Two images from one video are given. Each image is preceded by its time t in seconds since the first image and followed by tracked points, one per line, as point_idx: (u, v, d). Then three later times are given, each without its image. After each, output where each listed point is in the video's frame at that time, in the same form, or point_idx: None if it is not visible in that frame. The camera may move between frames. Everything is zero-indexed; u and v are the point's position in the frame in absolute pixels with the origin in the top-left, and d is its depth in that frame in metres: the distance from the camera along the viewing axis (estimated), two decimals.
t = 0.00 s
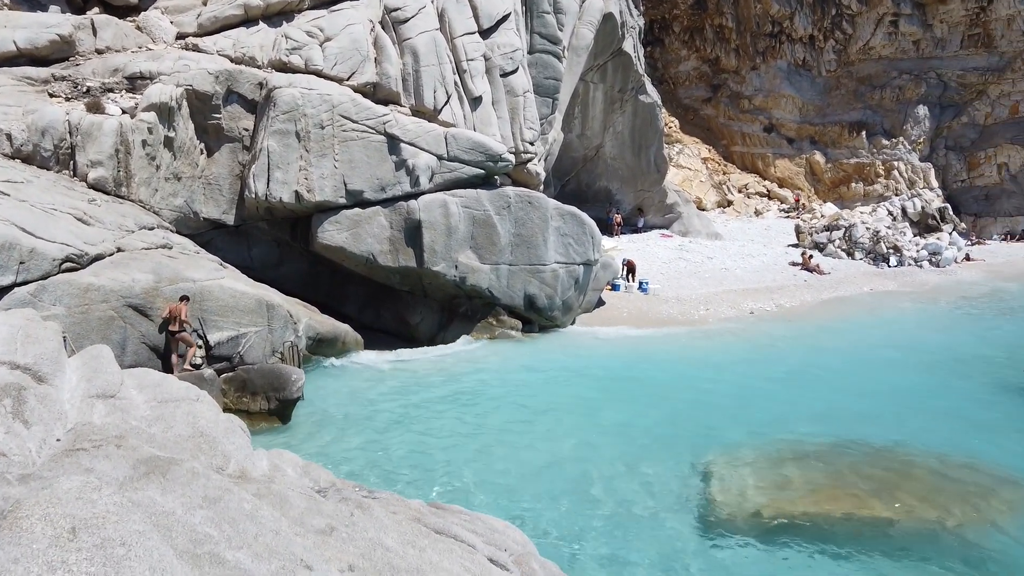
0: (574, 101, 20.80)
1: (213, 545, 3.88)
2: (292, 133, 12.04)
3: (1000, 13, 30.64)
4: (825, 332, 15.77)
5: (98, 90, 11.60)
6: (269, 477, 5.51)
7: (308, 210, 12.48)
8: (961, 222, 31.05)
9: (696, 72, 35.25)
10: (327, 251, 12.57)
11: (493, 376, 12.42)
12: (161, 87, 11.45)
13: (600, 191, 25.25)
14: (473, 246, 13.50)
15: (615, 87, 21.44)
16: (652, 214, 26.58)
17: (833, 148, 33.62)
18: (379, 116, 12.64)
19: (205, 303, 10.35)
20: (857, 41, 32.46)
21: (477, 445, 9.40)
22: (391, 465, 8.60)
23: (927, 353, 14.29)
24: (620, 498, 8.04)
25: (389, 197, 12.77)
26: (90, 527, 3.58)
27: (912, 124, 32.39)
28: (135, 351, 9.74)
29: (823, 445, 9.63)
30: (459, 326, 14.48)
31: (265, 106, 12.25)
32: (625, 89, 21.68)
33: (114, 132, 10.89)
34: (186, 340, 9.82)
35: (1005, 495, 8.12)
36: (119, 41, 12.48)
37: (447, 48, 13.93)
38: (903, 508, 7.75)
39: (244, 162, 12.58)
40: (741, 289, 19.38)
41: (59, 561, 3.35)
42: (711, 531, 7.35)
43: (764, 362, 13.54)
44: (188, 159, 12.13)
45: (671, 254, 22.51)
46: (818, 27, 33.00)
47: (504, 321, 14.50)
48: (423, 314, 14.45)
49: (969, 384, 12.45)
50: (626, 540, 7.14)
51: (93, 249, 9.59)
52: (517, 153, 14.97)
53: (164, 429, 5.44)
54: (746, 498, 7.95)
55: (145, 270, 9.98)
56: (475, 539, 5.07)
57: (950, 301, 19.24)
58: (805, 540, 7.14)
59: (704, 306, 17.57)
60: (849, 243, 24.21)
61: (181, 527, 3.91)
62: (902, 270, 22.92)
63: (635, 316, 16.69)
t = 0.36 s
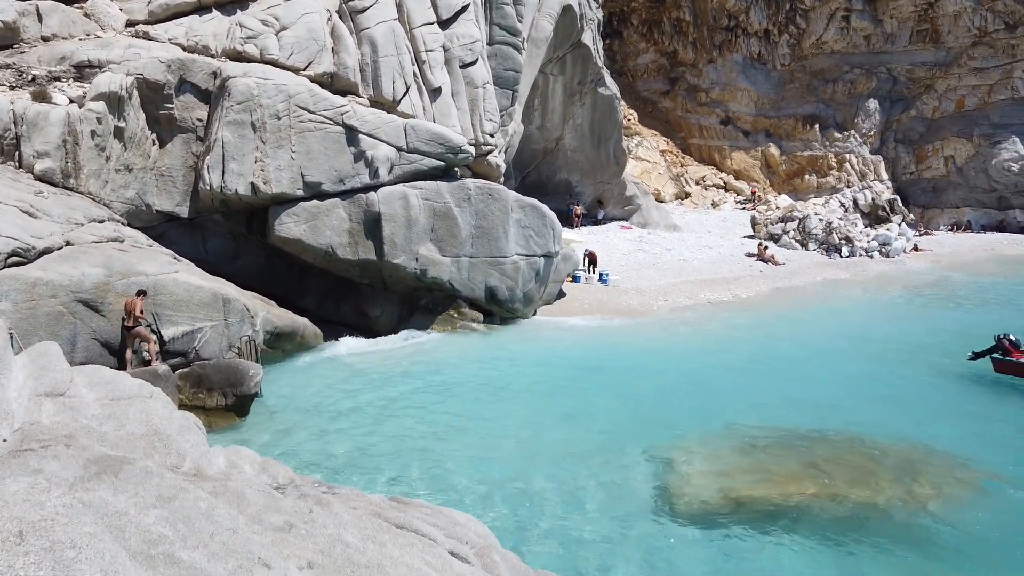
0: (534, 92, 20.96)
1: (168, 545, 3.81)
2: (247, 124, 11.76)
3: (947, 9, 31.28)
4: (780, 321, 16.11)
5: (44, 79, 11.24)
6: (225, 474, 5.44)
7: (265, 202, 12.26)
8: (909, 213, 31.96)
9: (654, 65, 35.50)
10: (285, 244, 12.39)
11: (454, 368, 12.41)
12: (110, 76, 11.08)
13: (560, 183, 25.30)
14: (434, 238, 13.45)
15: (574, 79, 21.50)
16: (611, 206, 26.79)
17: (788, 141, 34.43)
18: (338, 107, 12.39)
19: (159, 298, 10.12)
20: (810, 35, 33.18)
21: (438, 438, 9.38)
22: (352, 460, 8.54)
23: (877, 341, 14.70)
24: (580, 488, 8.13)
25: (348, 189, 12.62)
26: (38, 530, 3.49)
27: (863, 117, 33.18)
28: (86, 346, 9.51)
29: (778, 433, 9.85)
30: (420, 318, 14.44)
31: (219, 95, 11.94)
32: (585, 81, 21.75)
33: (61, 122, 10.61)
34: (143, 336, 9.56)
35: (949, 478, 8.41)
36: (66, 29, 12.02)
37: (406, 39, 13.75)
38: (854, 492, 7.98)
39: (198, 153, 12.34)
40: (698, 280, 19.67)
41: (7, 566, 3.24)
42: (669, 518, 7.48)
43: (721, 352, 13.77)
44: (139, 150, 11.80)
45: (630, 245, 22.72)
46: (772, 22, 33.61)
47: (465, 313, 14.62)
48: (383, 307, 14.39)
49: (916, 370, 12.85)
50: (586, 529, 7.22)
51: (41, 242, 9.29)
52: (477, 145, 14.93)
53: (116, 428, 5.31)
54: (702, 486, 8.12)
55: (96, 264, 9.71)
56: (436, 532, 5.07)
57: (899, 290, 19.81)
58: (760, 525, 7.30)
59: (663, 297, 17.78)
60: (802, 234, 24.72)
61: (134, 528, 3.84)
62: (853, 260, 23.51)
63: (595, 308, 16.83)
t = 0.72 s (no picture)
0: (492, 86, 20.94)
1: (121, 548, 3.74)
2: (200, 116, 11.46)
3: (894, 7, 31.84)
4: (734, 314, 16.43)
5: None
6: (180, 475, 5.35)
7: (218, 196, 12.03)
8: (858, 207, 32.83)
9: (611, 60, 35.76)
10: (239, 239, 12.19)
11: (413, 363, 12.37)
12: (55, 67, 10.80)
13: (519, 177, 25.32)
14: (392, 233, 13.37)
15: (532, 73, 21.54)
16: (570, 201, 26.80)
17: (742, 137, 34.96)
18: (292, 100, 12.17)
19: (109, 295, 9.84)
20: (762, 32, 33.68)
21: (398, 434, 9.34)
22: (311, 458, 8.46)
23: (829, 332, 15.08)
24: (540, 481, 8.21)
25: (304, 183, 12.45)
26: None
27: (814, 114, 33.91)
28: (32, 346, 9.25)
29: (734, 423, 10.06)
30: (379, 313, 14.36)
31: (170, 87, 11.62)
32: (543, 75, 21.80)
33: (4, 113, 10.12)
34: (98, 333, 9.31)
35: (896, 464, 8.70)
36: (6, 17, 11.50)
37: (363, 31, 13.54)
38: (806, 480, 8.20)
39: (148, 146, 12.03)
40: (656, 274, 19.91)
41: None
42: (628, 509, 7.58)
43: (679, 345, 13.96)
44: (86, 143, 11.50)
45: (589, 239, 22.89)
46: (726, 18, 34.05)
47: (424, 308, 14.61)
48: (341, 302, 14.31)
49: (864, 360, 13.23)
50: (547, 522, 7.29)
51: None
52: (435, 139, 14.88)
53: (65, 429, 5.17)
54: (659, 475, 8.29)
55: (41, 260, 9.41)
56: (396, 529, 5.05)
57: (849, 282, 20.34)
58: (717, 514, 7.45)
59: (621, 291, 17.96)
60: (756, 228, 25.19)
61: (85, 532, 3.76)
62: (805, 253, 24.05)
63: (554, 302, 16.93)
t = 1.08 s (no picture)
0: (449, 80, 20.85)
1: (71, 553, 3.67)
2: (149, 109, 11.20)
3: (842, 6, 32.51)
4: (690, 307, 16.71)
5: None
6: (133, 476, 5.26)
7: (169, 191, 11.76)
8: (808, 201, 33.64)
9: (567, 56, 35.86)
10: (191, 234, 11.97)
11: (372, 360, 12.29)
12: None
13: (477, 172, 25.12)
14: (348, 228, 13.25)
15: (489, 68, 21.52)
16: (527, 195, 26.85)
17: (696, 132, 35.57)
18: (245, 93, 11.91)
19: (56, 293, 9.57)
20: (715, 29, 34.09)
21: (357, 431, 9.27)
22: (270, 456, 8.38)
23: (781, 324, 15.44)
24: (500, 474, 8.26)
25: (258, 177, 12.25)
26: None
27: (766, 110, 34.58)
28: None
29: (691, 413, 10.25)
30: (336, 309, 14.19)
31: (117, 79, 11.30)
32: (500, 70, 21.84)
33: None
34: (51, 331, 9.13)
35: (845, 451, 8.97)
36: None
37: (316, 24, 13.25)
38: (759, 467, 8.41)
39: (95, 140, 11.70)
40: (613, 268, 20.11)
41: None
42: (586, 499, 7.69)
43: (637, 338, 14.14)
44: (29, 137, 11.12)
45: (547, 234, 23.00)
46: (680, 15, 34.41)
47: (382, 304, 14.44)
48: (297, 298, 14.17)
49: (814, 351, 13.60)
50: (507, 515, 7.34)
51: None
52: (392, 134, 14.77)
53: (10, 432, 5.03)
54: (618, 465, 8.42)
55: None
56: (356, 527, 5.03)
57: (799, 275, 20.84)
58: (674, 503, 7.61)
59: (579, 285, 18.11)
60: (710, 222, 25.62)
61: (33, 538, 3.68)
62: (758, 246, 24.54)
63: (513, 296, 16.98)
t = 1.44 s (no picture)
0: (402, 73, 20.67)
1: (9, 563, 3.53)
2: (90, 102, 10.81)
3: (789, 4, 33.09)
4: (644, 300, 16.92)
5: None
6: (75, 482, 5.13)
7: (112, 186, 11.42)
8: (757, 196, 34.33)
9: (521, 50, 35.79)
10: (137, 231, 11.66)
11: (326, 358, 12.15)
12: None
13: (431, 166, 25.04)
14: (300, 224, 13.05)
15: (443, 62, 21.40)
16: (482, 190, 26.84)
17: (649, 127, 35.92)
18: (191, 85, 11.59)
19: None
20: (667, 25, 34.48)
21: (311, 430, 9.17)
22: (221, 457, 8.23)
23: (732, 317, 15.73)
24: (456, 469, 8.26)
25: (205, 172, 11.99)
26: None
27: (716, 106, 35.06)
28: None
29: (645, 405, 10.40)
30: (288, 306, 13.96)
31: (56, 71, 10.90)
32: (454, 64, 21.73)
33: None
34: None
35: (794, 438, 9.21)
36: None
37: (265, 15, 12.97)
38: (712, 456, 8.57)
39: (33, 134, 11.29)
40: (568, 262, 20.24)
41: None
42: (543, 492, 7.74)
43: (592, 332, 14.23)
44: None
45: (502, 228, 23.01)
46: (632, 11, 34.70)
47: (336, 300, 14.24)
48: (248, 296, 13.92)
49: (764, 342, 13.92)
50: (462, 510, 7.35)
51: None
52: (344, 128, 14.61)
53: None
54: (574, 457, 8.52)
55: None
56: (309, 527, 4.96)
57: (749, 268, 21.30)
58: (629, 493, 7.70)
59: (534, 279, 18.18)
60: (663, 217, 25.96)
61: None
62: (709, 240, 24.95)
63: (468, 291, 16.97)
